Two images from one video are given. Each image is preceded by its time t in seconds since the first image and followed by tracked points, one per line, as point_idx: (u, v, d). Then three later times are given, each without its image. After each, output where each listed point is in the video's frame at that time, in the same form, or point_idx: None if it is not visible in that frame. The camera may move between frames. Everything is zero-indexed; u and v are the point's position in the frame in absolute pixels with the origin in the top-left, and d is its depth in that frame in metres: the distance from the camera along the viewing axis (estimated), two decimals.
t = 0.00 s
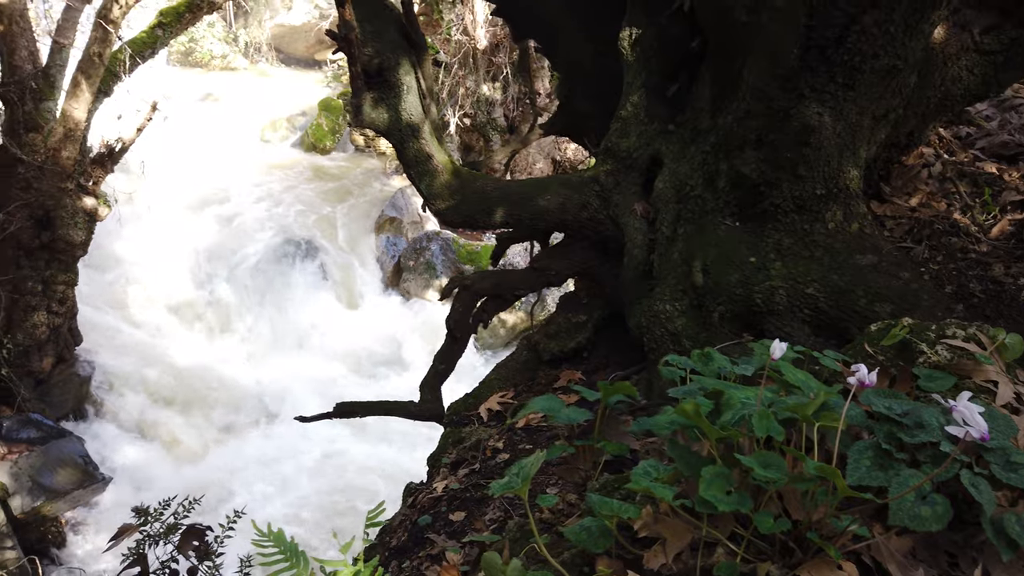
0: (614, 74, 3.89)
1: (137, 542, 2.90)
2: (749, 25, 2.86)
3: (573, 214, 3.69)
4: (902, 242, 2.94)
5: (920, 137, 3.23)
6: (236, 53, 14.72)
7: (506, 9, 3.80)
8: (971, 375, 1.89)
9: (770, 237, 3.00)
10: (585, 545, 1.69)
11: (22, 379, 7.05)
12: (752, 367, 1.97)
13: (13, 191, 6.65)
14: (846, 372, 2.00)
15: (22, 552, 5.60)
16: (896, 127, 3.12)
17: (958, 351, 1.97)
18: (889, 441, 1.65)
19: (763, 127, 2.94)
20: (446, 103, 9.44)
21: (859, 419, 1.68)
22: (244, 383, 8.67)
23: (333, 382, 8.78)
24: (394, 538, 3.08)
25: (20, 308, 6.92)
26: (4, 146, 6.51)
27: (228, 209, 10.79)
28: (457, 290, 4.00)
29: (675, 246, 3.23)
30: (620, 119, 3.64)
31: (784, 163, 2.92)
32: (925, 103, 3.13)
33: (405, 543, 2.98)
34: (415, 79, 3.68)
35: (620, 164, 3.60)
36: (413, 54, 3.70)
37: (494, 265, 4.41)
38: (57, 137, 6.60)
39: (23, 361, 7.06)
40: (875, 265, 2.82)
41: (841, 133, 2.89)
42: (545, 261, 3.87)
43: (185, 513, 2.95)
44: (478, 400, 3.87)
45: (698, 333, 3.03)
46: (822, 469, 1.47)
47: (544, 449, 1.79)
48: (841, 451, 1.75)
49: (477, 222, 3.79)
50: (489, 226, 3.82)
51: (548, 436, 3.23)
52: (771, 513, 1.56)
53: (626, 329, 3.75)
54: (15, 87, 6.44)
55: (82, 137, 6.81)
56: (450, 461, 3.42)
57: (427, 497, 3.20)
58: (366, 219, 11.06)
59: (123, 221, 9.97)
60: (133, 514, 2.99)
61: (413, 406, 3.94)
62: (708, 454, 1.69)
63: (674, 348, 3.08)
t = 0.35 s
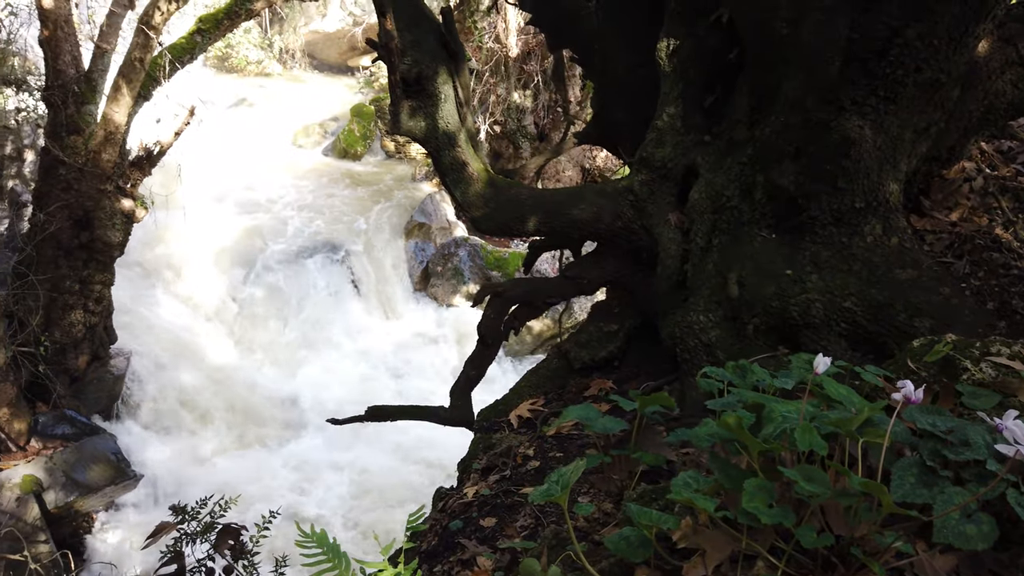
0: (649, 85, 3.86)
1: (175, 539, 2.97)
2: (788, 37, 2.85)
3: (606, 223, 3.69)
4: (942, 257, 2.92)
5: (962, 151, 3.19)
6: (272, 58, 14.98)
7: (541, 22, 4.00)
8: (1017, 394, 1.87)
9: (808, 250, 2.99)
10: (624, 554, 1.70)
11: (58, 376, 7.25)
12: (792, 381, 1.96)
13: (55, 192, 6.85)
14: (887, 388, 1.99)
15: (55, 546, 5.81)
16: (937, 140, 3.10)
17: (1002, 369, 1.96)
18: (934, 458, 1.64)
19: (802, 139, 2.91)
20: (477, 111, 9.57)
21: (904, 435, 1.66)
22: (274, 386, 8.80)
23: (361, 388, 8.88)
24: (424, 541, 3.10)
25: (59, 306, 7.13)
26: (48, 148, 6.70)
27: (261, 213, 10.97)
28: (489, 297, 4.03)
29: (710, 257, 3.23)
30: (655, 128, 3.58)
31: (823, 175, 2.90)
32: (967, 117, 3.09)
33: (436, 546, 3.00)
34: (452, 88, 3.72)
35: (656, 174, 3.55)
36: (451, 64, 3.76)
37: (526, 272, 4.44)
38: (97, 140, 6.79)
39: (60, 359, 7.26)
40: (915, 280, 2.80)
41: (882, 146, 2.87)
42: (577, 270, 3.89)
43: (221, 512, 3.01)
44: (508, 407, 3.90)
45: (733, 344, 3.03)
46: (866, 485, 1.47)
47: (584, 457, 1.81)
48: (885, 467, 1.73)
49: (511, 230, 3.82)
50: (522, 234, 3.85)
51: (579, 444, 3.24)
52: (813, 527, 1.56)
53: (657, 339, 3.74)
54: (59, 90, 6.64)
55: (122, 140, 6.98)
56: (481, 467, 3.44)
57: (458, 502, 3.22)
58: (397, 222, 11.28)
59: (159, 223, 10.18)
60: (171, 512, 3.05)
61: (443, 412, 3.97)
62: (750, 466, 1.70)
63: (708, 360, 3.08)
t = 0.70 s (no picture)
0: (673, 91, 3.89)
1: (201, 539, 3.01)
2: (813, 45, 2.85)
3: (628, 229, 3.70)
4: (968, 266, 2.91)
5: (988, 160, 3.19)
6: (294, 63, 15.12)
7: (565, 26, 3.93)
8: None
9: (832, 258, 2.99)
10: (651, 559, 1.72)
11: (82, 376, 7.38)
12: (818, 390, 1.97)
13: (82, 194, 6.98)
14: (915, 398, 1.99)
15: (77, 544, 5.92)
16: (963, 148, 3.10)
17: None
18: (963, 469, 1.64)
19: (828, 146, 2.91)
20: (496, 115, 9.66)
21: (932, 446, 1.66)
22: (294, 388, 8.89)
23: (380, 391, 8.95)
24: (446, 544, 3.11)
25: (84, 307, 7.28)
26: (75, 151, 6.83)
27: (282, 216, 11.09)
28: (510, 302, 4.06)
29: (732, 265, 3.23)
30: (678, 135, 3.57)
31: (848, 183, 2.92)
32: (992, 126, 3.13)
33: (456, 548, 3.02)
34: (476, 95, 3.76)
35: (678, 181, 3.53)
36: (475, 71, 3.79)
37: (548, 277, 4.46)
38: (123, 143, 6.91)
39: (84, 358, 7.40)
40: (940, 289, 2.79)
41: (907, 154, 2.87)
42: (599, 276, 3.89)
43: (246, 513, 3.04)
44: (528, 411, 3.92)
45: (755, 352, 3.03)
46: (894, 495, 1.48)
47: (610, 463, 1.82)
48: (911, 477, 1.73)
49: (533, 235, 3.85)
50: (544, 240, 3.87)
51: (599, 449, 3.25)
52: (840, 537, 1.57)
53: (678, 346, 3.74)
54: (86, 94, 6.78)
55: (147, 144, 7.09)
56: (502, 471, 3.46)
57: (479, 505, 3.23)
58: (417, 226, 11.38)
59: (184, 225, 10.35)
60: (198, 512, 3.10)
61: (464, 416, 3.99)
62: (778, 474, 1.71)
63: (730, 367, 3.08)
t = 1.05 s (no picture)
0: (694, 97, 3.89)
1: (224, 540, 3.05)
2: (836, 51, 2.83)
3: (646, 235, 3.71)
4: (991, 273, 2.94)
5: (1014, 165, 3.12)
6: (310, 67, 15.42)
7: (585, 32, 4.11)
8: None
9: (853, 265, 2.99)
10: (676, 566, 1.72)
11: (101, 377, 7.47)
12: (841, 398, 1.98)
13: (102, 197, 7.07)
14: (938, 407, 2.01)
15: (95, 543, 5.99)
16: (986, 155, 3.05)
17: None
18: (989, 478, 1.64)
19: (849, 153, 2.91)
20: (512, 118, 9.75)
21: (958, 455, 1.67)
22: (312, 391, 8.96)
23: (396, 395, 9.01)
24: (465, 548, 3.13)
25: (103, 309, 7.37)
26: (95, 154, 6.92)
27: (299, 220, 11.17)
28: (529, 307, 4.08)
29: (752, 270, 3.22)
30: (698, 141, 3.57)
31: (870, 189, 2.91)
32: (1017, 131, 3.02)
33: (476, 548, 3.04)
34: (496, 100, 3.78)
35: (697, 186, 3.54)
36: (495, 76, 3.81)
37: (566, 281, 4.48)
38: (142, 146, 6.99)
39: (102, 359, 7.48)
40: (963, 296, 2.80)
41: (930, 161, 2.87)
42: (616, 281, 3.88)
43: (269, 515, 3.08)
44: (546, 416, 3.94)
45: (775, 358, 3.04)
46: (921, 506, 1.48)
47: (635, 470, 1.82)
48: (936, 486, 1.74)
49: (551, 240, 3.87)
50: (562, 245, 3.89)
51: (618, 454, 3.27)
52: (866, 545, 1.58)
53: (696, 351, 3.76)
54: (106, 98, 6.88)
55: (166, 147, 7.17)
56: (520, 476, 3.48)
57: (498, 510, 3.24)
58: (432, 229, 11.47)
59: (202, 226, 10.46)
60: (221, 514, 3.14)
61: (481, 420, 4.02)
62: (803, 481, 1.71)
63: (749, 374, 3.09)
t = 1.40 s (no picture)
0: (708, 104, 3.92)
1: (245, 541, 3.11)
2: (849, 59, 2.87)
3: (660, 240, 3.74)
4: (1006, 279, 3.01)
5: None
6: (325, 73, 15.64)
7: (601, 39, 4.10)
8: None
9: (866, 271, 3.00)
10: (691, 568, 1.76)
11: (120, 379, 7.58)
12: (853, 403, 2.00)
13: (122, 202, 7.20)
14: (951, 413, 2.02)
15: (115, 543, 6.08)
16: (1000, 161, 3.06)
17: None
18: (1000, 484, 1.66)
19: (862, 160, 2.93)
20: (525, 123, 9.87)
21: (969, 459, 1.69)
22: (329, 394, 9.05)
23: (412, 397, 9.08)
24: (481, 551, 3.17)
25: (122, 312, 7.49)
26: (116, 160, 7.04)
27: (317, 224, 11.30)
28: (543, 312, 4.12)
29: (765, 275, 3.25)
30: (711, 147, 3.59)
31: (883, 196, 2.93)
32: None
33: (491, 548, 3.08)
34: (511, 108, 3.83)
35: (711, 193, 3.53)
36: (510, 84, 3.87)
37: (579, 286, 4.52)
38: (162, 152, 7.11)
39: (122, 362, 7.59)
40: (976, 302, 2.79)
41: (943, 167, 2.87)
42: (630, 285, 3.91)
43: (288, 516, 3.14)
44: (560, 419, 3.98)
45: (789, 363, 3.08)
46: (932, 509, 1.51)
47: (650, 474, 1.85)
48: (948, 491, 1.76)
49: (565, 246, 3.91)
50: (576, 251, 3.93)
51: (633, 458, 3.30)
52: (878, 549, 1.61)
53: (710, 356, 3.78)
54: (127, 105, 7.02)
55: (185, 153, 7.30)
56: (535, 479, 3.51)
57: (513, 513, 3.27)
58: (445, 233, 11.58)
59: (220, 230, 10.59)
60: (242, 515, 3.20)
61: (496, 423, 4.06)
62: (816, 486, 1.74)
63: (763, 378, 3.12)
